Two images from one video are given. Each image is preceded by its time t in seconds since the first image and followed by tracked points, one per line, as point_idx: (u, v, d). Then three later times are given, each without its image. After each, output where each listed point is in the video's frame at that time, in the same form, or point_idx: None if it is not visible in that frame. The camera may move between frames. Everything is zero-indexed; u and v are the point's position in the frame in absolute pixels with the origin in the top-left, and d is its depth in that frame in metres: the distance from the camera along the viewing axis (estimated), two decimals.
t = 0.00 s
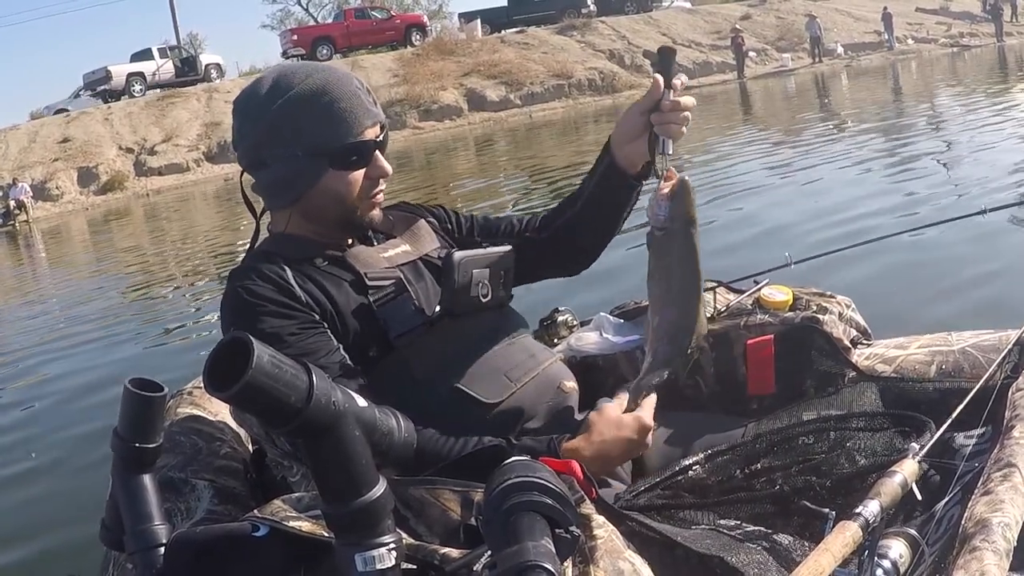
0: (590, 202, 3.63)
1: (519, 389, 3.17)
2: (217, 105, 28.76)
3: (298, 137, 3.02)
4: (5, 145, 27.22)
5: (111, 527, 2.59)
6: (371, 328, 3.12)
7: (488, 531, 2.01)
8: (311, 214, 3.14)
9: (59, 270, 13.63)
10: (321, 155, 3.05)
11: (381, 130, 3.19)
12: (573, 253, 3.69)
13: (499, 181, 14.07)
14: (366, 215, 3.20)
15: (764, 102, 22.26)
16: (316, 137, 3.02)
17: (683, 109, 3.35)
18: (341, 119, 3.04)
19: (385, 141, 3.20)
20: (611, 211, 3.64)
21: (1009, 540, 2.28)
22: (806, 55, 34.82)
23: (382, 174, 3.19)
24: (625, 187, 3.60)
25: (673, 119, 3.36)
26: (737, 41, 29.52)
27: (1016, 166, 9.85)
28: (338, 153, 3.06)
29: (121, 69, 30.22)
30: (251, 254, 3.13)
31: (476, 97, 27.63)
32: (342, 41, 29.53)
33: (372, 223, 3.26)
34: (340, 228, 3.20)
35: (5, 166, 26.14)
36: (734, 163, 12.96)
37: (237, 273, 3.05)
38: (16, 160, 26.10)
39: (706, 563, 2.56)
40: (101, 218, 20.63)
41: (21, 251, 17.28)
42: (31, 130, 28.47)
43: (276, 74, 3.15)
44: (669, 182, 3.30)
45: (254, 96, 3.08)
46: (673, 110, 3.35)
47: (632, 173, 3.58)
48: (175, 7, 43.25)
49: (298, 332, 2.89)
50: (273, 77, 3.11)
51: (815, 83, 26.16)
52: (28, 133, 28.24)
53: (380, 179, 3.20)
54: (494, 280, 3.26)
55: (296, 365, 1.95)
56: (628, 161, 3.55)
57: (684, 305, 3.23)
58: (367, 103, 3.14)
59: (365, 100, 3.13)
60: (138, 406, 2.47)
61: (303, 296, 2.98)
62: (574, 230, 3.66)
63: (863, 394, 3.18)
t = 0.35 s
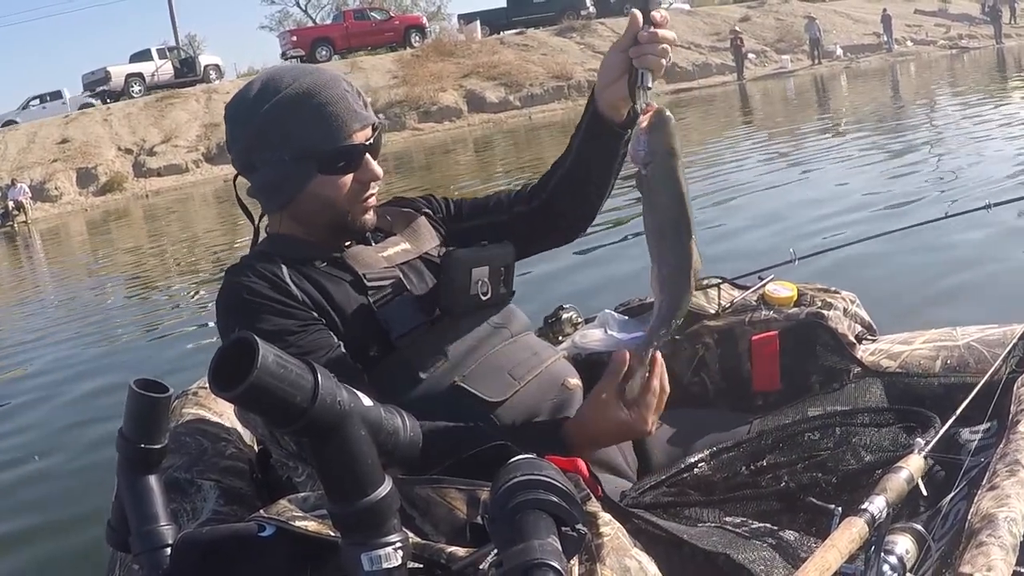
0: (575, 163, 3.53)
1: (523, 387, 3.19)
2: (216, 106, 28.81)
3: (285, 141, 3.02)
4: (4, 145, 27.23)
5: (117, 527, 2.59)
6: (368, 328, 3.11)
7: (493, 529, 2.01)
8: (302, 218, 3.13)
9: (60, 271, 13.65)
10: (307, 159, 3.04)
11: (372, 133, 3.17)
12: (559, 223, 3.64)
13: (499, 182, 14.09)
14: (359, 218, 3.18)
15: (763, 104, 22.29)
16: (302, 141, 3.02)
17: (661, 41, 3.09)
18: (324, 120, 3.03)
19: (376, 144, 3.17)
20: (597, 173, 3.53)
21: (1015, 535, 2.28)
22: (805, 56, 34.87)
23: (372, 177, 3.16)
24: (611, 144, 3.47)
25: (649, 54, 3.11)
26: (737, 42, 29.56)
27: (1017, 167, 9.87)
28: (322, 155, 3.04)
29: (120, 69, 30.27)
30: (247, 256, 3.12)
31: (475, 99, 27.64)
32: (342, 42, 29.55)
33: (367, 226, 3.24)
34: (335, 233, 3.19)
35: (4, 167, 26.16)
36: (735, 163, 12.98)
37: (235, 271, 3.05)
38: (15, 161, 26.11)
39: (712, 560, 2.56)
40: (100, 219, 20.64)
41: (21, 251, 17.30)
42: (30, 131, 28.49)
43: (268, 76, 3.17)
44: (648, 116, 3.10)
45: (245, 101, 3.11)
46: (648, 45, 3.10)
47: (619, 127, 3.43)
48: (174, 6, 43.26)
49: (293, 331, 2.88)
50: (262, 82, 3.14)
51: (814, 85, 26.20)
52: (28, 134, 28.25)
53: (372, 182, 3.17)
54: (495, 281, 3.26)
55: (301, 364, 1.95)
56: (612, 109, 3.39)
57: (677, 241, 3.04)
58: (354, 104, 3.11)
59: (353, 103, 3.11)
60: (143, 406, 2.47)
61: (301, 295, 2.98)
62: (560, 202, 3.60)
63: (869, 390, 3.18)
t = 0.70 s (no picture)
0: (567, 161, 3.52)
1: (521, 386, 3.19)
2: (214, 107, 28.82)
3: (271, 137, 3.04)
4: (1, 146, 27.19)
5: (116, 524, 2.58)
6: (367, 328, 3.10)
7: (492, 527, 2.01)
8: (292, 214, 3.13)
9: (57, 271, 13.63)
10: (293, 154, 3.04)
11: (358, 125, 3.15)
12: (555, 225, 3.64)
13: (497, 183, 14.09)
14: (349, 213, 3.16)
15: (761, 106, 22.33)
16: (287, 136, 3.03)
17: (652, 34, 3.03)
18: (306, 115, 3.03)
19: (364, 137, 3.15)
20: (590, 171, 3.52)
21: (1013, 536, 2.28)
22: (803, 59, 34.92)
23: (359, 171, 3.13)
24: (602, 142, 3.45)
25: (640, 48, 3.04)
26: (735, 44, 29.60)
27: (1015, 168, 9.89)
28: (305, 150, 3.03)
29: (117, 71, 30.25)
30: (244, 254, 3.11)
31: (474, 101, 27.66)
32: (340, 43, 29.61)
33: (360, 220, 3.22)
34: (326, 231, 3.18)
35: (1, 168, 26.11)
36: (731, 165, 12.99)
37: (234, 269, 3.05)
38: (13, 162, 26.08)
39: (709, 558, 2.56)
40: (98, 220, 20.63)
41: (18, 253, 17.28)
42: (28, 132, 28.44)
43: (256, 74, 3.19)
44: (626, 108, 2.80)
45: (232, 100, 3.14)
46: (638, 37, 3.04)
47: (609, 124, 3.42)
48: (171, 6, 43.20)
49: (288, 329, 2.87)
50: (249, 79, 3.16)
51: (812, 87, 26.23)
52: (25, 135, 28.20)
53: (359, 175, 3.15)
54: (495, 283, 3.26)
55: (300, 361, 1.94)
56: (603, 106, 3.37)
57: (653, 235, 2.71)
58: (338, 99, 3.09)
59: (336, 97, 3.10)
60: (142, 404, 2.47)
61: (302, 294, 2.97)
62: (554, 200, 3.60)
63: (867, 390, 3.19)
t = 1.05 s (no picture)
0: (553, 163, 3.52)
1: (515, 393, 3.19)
2: (213, 110, 28.85)
3: (244, 136, 3.16)
4: (0, 149, 27.16)
5: (108, 527, 2.58)
6: (364, 333, 3.11)
7: (484, 533, 2.01)
8: (273, 211, 3.21)
9: (56, 275, 13.63)
10: (259, 151, 3.13)
11: (329, 118, 3.13)
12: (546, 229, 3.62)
13: (495, 186, 14.09)
14: (319, 208, 3.15)
15: (760, 107, 22.33)
16: (253, 133, 3.12)
17: (627, 23, 2.99)
18: (274, 111, 3.09)
19: (334, 132, 3.13)
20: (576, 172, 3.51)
21: (1006, 542, 2.28)
22: (802, 60, 34.94)
23: (324, 166, 3.13)
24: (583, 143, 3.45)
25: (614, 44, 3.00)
26: (734, 46, 29.62)
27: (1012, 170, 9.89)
28: (269, 145, 3.09)
29: (116, 74, 30.23)
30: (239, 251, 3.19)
31: (473, 102, 27.65)
32: (339, 45, 29.63)
33: (337, 216, 3.19)
34: (302, 228, 3.21)
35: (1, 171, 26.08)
36: (729, 167, 12.98)
37: (231, 268, 3.07)
38: (12, 165, 26.06)
39: (702, 564, 2.54)
40: (97, 223, 20.62)
41: (17, 256, 17.26)
42: (27, 136, 28.42)
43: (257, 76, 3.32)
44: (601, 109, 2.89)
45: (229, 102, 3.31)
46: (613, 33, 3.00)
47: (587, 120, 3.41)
48: (169, 8, 43.17)
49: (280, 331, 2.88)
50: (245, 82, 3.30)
51: (812, 88, 26.23)
52: (24, 138, 28.18)
53: (325, 171, 3.14)
54: (492, 291, 3.25)
55: (292, 364, 1.95)
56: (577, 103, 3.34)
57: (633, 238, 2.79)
58: (304, 93, 3.09)
59: (302, 91, 3.10)
60: (135, 406, 2.47)
61: (298, 297, 2.97)
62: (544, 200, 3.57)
63: (860, 396, 3.19)
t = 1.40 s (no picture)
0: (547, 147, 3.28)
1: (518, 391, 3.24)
2: (214, 111, 28.90)
3: (272, 113, 3.15)
4: (1, 150, 27.17)
5: (109, 521, 2.58)
6: (372, 328, 3.11)
7: (486, 526, 2.01)
8: (295, 191, 3.19)
9: (57, 275, 13.63)
10: (281, 127, 3.10)
11: (353, 97, 3.10)
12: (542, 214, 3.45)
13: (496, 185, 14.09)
14: (338, 187, 3.10)
15: (761, 107, 22.35)
16: (279, 110, 3.11)
17: None
18: (297, 88, 3.08)
19: (356, 111, 3.08)
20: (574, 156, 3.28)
21: (1006, 533, 2.28)
22: (803, 60, 34.95)
23: (344, 144, 3.07)
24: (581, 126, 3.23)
25: None
26: (734, 46, 29.63)
27: (1013, 167, 9.89)
28: (290, 121, 3.06)
29: (117, 74, 30.22)
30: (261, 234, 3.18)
31: (474, 102, 27.67)
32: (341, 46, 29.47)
33: (356, 196, 3.14)
34: (323, 209, 3.17)
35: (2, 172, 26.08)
36: (730, 166, 12.98)
37: (244, 256, 3.08)
38: (13, 166, 26.07)
39: (703, 556, 2.54)
40: (99, 224, 20.62)
41: (18, 256, 17.26)
42: (28, 136, 28.41)
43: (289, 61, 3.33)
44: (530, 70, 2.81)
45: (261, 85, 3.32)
46: None
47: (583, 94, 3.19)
48: (170, 9, 43.22)
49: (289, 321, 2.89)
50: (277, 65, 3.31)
51: (813, 88, 26.25)
52: (25, 139, 28.17)
53: (344, 149, 3.08)
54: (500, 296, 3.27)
55: (293, 357, 1.94)
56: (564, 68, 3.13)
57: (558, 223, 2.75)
58: (327, 71, 3.08)
59: (326, 70, 3.08)
60: (135, 399, 2.45)
61: (304, 287, 2.98)
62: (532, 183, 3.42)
63: (859, 387, 3.19)
